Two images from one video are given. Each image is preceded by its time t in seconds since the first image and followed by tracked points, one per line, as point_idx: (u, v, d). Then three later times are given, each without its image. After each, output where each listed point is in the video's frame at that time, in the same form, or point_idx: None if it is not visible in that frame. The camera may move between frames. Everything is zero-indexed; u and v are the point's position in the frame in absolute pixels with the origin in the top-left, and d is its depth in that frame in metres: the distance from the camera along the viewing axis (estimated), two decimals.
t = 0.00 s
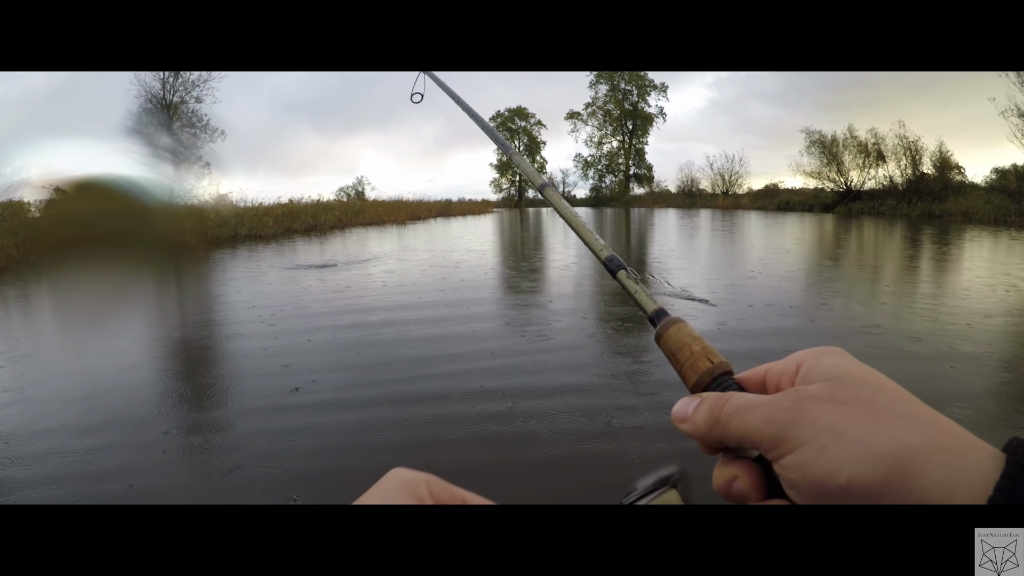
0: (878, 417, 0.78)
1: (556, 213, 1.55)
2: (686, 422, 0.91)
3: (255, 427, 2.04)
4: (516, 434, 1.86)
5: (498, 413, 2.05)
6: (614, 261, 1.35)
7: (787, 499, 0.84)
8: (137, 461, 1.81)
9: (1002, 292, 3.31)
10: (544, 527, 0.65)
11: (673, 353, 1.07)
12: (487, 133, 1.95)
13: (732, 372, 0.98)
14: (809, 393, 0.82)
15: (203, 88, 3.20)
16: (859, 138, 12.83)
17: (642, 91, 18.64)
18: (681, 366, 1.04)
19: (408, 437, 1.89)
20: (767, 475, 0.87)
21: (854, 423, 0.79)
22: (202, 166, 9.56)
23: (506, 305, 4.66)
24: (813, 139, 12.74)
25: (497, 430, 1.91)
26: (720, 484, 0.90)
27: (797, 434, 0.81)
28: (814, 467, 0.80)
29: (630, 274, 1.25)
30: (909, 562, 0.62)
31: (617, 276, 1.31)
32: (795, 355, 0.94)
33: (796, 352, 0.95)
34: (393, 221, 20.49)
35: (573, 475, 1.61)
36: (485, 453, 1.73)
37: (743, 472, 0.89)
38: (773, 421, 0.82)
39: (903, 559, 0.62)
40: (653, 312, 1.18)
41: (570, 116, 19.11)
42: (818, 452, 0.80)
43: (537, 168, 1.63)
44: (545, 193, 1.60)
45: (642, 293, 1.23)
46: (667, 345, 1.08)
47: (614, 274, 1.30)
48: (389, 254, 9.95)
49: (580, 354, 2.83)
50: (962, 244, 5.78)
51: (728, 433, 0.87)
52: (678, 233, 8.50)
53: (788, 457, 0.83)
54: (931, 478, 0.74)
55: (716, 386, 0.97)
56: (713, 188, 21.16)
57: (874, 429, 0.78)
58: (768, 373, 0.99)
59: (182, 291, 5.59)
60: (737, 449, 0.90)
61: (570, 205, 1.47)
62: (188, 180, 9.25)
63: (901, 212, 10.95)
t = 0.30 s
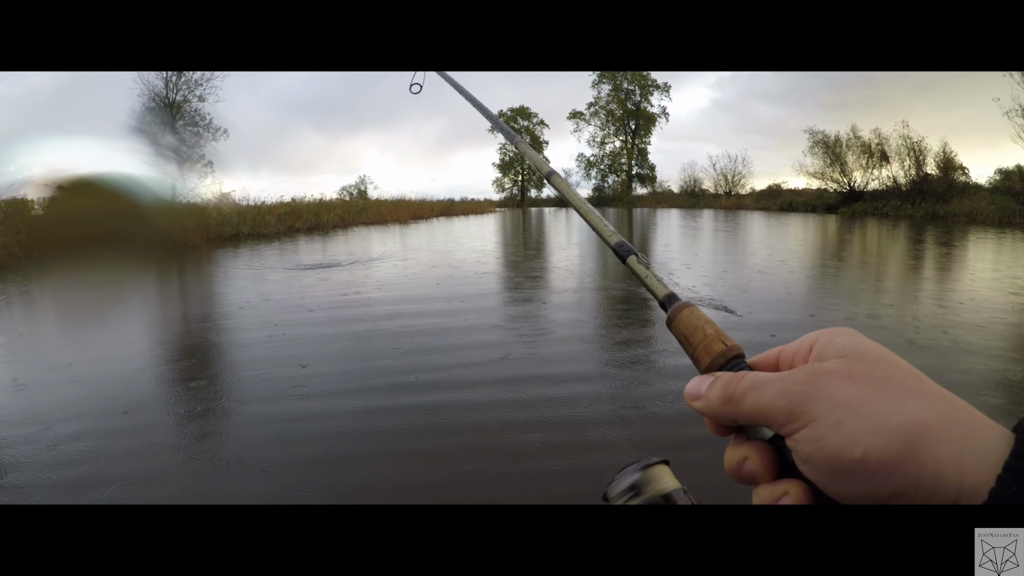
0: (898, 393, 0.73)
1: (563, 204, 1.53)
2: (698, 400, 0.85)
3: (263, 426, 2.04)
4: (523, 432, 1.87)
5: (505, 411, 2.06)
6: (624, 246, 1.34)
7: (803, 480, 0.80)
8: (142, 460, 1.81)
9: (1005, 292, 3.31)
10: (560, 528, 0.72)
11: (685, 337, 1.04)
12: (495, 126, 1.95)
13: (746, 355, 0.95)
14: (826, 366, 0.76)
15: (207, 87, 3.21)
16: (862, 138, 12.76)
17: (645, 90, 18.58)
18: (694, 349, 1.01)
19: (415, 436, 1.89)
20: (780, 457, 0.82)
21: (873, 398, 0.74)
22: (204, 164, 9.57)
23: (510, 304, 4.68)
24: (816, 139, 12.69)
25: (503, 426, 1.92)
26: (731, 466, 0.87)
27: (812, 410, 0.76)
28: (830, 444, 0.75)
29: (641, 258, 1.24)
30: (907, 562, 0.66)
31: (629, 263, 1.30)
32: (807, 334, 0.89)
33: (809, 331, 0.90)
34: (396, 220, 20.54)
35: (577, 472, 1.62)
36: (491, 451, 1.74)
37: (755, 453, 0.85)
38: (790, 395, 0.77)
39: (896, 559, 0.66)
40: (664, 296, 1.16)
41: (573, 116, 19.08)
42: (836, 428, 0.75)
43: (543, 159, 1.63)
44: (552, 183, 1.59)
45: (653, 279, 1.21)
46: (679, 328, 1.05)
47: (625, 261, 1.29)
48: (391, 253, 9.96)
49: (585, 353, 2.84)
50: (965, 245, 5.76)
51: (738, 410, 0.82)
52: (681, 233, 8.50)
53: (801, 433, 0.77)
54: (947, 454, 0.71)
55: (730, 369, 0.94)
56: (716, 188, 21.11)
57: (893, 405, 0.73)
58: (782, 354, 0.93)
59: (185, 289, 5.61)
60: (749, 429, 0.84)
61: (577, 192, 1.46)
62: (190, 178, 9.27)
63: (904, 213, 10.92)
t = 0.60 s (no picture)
0: (859, 423, 0.79)
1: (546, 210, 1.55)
2: (669, 424, 0.93)
3: (280, 437, 2.08)
4: (534, 446, 1.88)
5: (517, 425, 2.08)
6: (602, 257, 1.37)
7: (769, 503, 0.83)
8: (158, 469, 1.86)
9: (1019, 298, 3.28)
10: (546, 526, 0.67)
11: (659, 353, 1.11)
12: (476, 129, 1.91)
13: (718, 372, 1.01)
14: (790, 397, 0.83)
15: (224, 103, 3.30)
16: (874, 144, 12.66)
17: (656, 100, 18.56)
18: (668, 366, 1.08)
19: (428, 448, 1.91)
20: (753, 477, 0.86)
21: (835, 428, 0.80)
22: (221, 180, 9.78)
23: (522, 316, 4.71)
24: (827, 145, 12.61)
25: (515, 440, 1.93)
26: (703, 487, 0.89)
27: (777, 438, 0.82)
28: (793, 471, 0.81)
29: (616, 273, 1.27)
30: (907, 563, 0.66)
31: (605, 274, 1.33)
32: (780, 356, 0.94)
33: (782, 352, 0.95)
34: (407, 231, 20.69)
35: (587, 481, 1.64)
36: (503, 463, 1.76)
37: (727, 474, 0.88)
38: (754, 425, 0.84)
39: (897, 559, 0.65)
40: (639, 311, 1.21)
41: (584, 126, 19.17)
42: (798, 457, 0.81)
43: (526, 167, 1.64)
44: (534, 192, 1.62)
45: (628, 293, 1.25)
46: (653, 345, 1.11)
47: (602, 273, 1.33)
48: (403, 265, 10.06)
49: (596, 365, 2.85)
50: (980, 250, 5.70)
51: (708, 436, 0.89)
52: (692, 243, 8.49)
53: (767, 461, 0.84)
54: (912, 484, 0.75)
55: (702, 386, 1.01)
56: (728, 197, 21.02)
57: (854, 435, 0.79)
58: (752, 374, 0.99)
59: (200, 301, 5.72)
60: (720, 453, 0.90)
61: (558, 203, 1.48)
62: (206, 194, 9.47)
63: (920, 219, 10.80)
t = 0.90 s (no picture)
0: (896, 398, 0.81)
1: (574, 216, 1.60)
2: (702, 410, 0.91)
3: (287, 453, 2.11)
4: (543, 458, 1.92)
5: (525, 438, 2.12)
6: (631, 262, 1.41)
7: (800, 486, 0.85)
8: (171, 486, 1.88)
9: None
10: (563, 526, 0.77)
11: (689, 350, 1.10)
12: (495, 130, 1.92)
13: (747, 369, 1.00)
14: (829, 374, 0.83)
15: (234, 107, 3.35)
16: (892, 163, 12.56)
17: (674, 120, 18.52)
18: (698, 361, 1.07)
19: (434, 462, 1.93)
20: (780, 465, 0.88)
21: (873, 403, 0.81)
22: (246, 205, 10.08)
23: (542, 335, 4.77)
24: (845, 164, 12.56)
25: (521, 453, 1.97)
26: (732, 475, 0.92)
27: (816, 413, 0.82)
28: (832, 446, 0.81)
29: (646, 276, 1.30)
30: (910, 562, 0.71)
31: (635, 277, 1.36)
32: (810, 348, 0.96)
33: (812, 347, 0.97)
34: (425, 253, 20.99)
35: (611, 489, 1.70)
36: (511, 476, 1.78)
37: (755, 461, 0.90)
38: (795, 400, 0.83)
39: (899, 558, 0.71)
40: (668, 311, 1.22)
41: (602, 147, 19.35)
42: (838, 430, 0.81)
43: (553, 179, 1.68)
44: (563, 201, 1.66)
45: (658, 295, 1.27)
46: (684, 342, 1.11)
47: (632, 277, 1.36)
48: (423, 286, 10.22)
49: (616, 382, 2.89)
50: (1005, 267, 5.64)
51: (744, 417, 0.87)
52: (710, 263, 8.49)
53: (805, 436, 0.83)
54: (944, 454, 0.79)
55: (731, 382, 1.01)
56: (747, 217, 20.92)
57: (892, 408, 0.80)
58: (783, 369, 1.02)
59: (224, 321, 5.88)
60: (750, 438, 0.90)
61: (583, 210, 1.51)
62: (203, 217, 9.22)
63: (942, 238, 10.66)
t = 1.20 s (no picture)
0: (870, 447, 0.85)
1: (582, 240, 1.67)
2: (692, 443, 0.96)
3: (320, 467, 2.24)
4: (566, 476, 2.02)
5: (555, 454, 2.26)
6: (633, 285, 1.47)
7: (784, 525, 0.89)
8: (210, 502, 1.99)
9: None
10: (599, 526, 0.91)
11: (687, 378, 1.18)
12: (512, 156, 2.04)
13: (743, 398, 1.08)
14: (806, 420, 0.89)
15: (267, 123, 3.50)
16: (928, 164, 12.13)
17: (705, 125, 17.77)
18: (697, 389, 1.15)
19: (457, 480, 2.05)
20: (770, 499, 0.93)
21: (847, 451, 0.86)
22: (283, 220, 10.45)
23: (575, 344, 4.87)
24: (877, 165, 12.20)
25: (544, 472, 2.07)
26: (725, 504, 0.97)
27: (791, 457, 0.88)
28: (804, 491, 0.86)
29: (648, 300, 1.36)
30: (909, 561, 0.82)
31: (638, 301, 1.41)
32: (799, 383, 1.01)
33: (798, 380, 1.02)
34: (457, 260, 21.29)
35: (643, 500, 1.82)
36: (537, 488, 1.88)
37: (746, 493, 0.95)
38: (773, 444, 0.89)
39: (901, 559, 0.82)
40: (669, 338, 1.27)
41: (631, 152, 19.25)
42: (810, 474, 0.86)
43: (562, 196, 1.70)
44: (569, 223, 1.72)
45: (659, 321, 1.33)
46: (683, 369, 1.19)
47: (634, 300, 1.41)
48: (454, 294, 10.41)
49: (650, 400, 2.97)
50: None
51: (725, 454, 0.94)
52: (744, 269, 8.44)
53: (784, 480, 0.89)
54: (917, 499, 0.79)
55: (727, 410, 1.08)
56: (780, 221, 20.44)
57: (865, 458, 0.85)
58: (773, 400, 1.07)
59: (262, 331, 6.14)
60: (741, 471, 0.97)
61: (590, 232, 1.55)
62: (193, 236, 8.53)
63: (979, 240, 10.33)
